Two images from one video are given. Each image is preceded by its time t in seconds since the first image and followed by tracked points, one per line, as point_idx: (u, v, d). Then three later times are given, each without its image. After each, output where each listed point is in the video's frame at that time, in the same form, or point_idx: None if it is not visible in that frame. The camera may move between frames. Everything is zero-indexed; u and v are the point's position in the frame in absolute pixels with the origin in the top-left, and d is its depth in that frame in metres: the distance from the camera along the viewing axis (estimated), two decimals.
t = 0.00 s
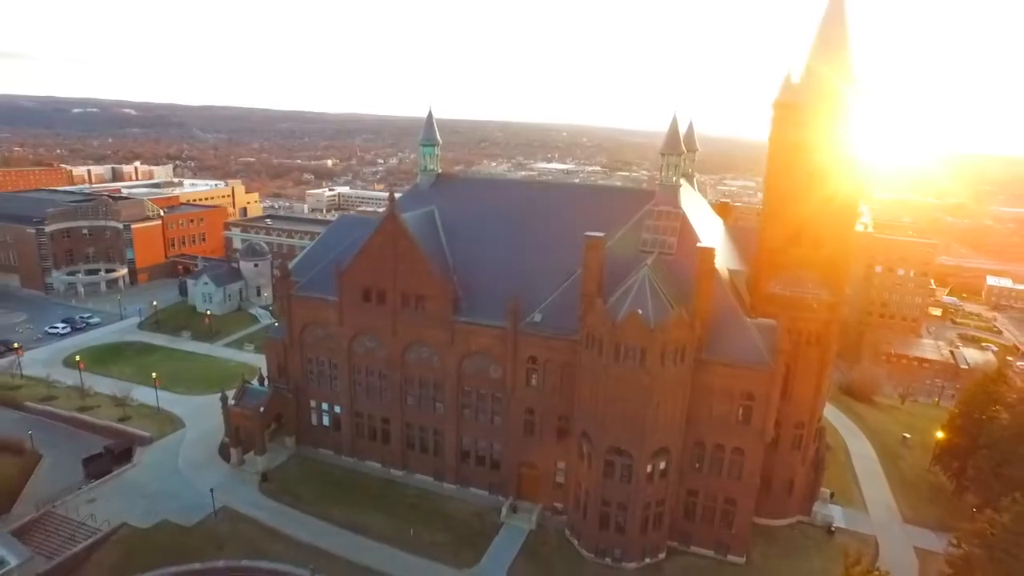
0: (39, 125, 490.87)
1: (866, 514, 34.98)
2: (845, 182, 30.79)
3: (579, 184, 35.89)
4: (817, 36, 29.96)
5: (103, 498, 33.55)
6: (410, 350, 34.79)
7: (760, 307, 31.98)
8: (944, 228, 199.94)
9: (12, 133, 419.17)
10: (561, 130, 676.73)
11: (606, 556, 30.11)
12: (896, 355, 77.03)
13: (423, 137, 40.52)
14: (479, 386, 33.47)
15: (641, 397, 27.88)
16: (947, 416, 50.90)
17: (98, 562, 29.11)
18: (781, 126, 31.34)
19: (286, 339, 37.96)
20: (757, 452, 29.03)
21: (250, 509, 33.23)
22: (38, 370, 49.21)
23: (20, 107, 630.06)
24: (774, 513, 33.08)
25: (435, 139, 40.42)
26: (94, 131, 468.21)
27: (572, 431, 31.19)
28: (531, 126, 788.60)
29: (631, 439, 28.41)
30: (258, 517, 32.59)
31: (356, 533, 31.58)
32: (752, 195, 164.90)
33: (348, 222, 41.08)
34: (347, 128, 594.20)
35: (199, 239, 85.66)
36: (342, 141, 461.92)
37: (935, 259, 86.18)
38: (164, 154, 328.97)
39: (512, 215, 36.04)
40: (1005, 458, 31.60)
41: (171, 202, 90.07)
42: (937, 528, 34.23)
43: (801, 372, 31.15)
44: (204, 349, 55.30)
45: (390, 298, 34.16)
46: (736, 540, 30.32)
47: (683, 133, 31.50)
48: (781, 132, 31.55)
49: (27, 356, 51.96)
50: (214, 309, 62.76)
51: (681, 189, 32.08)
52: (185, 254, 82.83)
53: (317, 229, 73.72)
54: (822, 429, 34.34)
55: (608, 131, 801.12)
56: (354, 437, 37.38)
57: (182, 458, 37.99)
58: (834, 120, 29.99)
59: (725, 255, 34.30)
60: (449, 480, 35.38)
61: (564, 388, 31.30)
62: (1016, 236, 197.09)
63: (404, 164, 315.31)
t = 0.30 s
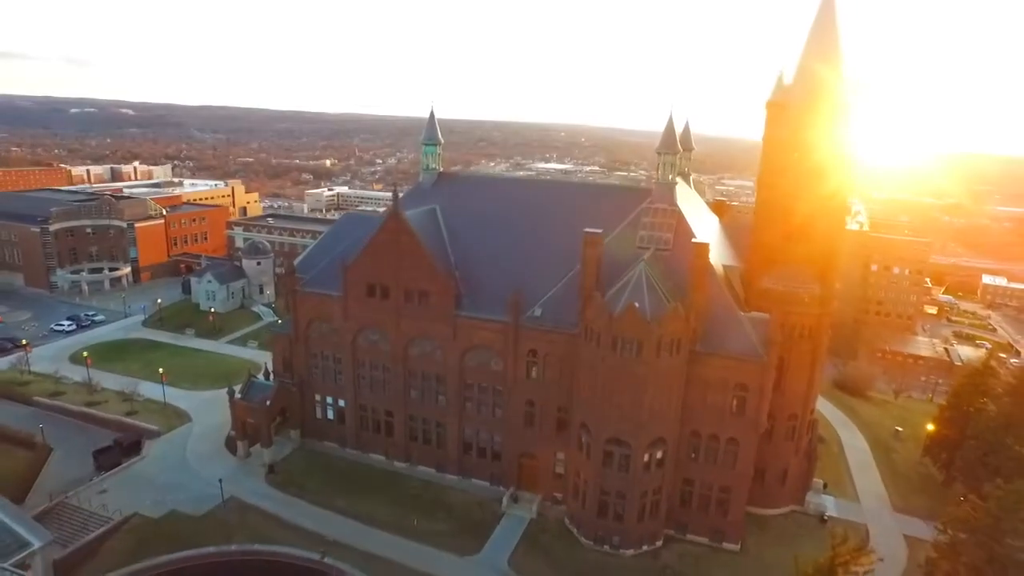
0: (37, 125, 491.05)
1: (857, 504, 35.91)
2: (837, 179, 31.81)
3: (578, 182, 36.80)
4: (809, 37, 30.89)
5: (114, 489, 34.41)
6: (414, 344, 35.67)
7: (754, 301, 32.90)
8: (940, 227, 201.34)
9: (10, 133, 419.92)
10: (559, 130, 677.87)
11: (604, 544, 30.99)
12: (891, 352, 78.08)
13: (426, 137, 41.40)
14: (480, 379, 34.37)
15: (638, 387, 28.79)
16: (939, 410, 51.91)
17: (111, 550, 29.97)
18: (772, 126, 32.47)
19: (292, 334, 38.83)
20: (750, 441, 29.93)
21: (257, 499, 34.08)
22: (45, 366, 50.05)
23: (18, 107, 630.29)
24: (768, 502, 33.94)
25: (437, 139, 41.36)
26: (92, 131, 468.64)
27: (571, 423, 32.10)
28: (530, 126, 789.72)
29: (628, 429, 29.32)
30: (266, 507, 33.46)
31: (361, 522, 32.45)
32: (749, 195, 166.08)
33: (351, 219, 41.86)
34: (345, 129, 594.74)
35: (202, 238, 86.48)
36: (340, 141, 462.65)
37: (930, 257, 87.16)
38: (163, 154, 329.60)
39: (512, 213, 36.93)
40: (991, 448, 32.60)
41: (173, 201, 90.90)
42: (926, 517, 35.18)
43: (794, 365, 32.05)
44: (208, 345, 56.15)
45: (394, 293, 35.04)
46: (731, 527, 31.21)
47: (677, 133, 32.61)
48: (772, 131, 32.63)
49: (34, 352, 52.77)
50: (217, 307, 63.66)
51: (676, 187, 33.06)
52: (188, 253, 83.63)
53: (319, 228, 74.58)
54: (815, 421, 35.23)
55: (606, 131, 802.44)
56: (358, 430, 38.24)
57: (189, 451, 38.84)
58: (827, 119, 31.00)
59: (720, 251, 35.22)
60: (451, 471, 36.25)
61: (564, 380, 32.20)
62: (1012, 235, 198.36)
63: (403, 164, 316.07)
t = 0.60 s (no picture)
0: (35, 125, 491.41)
1: (849, 493, 36.98)
2: (829, 177, 32.88)
3: (577, 181, 37.78)
4: (800, 41, 32.18)
5: (126, 480, 35.42)
6: (417, 338, 36.64)
7: (747, 296, 33.90)
8: (936, 227, 202.80)
9: (8, 133, 420.57)
10: (557, 130, 679.05)
11: (603, 531, 32.03)
12: (885, 349, 79.19)
13: (428, 137, 42.37)
14: (482, 372, 35.36)
15: (635, 379, 29.82)
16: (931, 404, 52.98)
17: (124, 537, 30.90)
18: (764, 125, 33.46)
19: (297, 329, 39.80)
20: (743, 431, 30.97)
21: (264, 489, 35.06)
22: (54, 361, 50.98)
23: (14, 108, 629.95)
24: (761, 492, 34.93)
25: (439, 139, 42.31)
26: (91, 131, 469.10)
27: (570, 414, 33.09)
28: (528, 126, 790.78)
29: (625, 419, 30.35)
30: (273, 496, 34.42)
31: (367, 510, 33.49)
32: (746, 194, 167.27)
33: (354, 217, 42.72)
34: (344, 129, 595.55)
35: (204, 237, 87.35)
36: (339, 141, 463.27)
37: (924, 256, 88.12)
38: (161, 154, 330.28)
39: (513, 210, 37.90)
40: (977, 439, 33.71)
41: (176, 201, 91.79)
42: (915, 505, 36.28)
43: (786, 357, 33.09)
44: (213, 342, 57.08)
45: (398, 289, 36.03)
46: (725, 515, 32.20)
47: (674, 132, 33.22)
48: (764, 131, 33.65)
49: (42, 349, 53.75)
50: (221, 305, 64.56)
51: (672, 185, 33.92)
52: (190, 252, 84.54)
53: (321, 227, 75.50)
54: (807, 412, 36.27)
55: (604, 131, 803.77)
56: (362, 423, 39.20)
57: (198, 443, 39.80)
58: (818, 118, 32.03)
59: (715, 248, 36.23)
60: (453, 462, 37.21)
61: (563, 372, 33.20)
62: (1008, 235, 199.79)
63: (402, 164, 316.94)
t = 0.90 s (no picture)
0: (34, 125, 491.99)
1: (840, 482, 38.17)
2: (818, 176, 34.07)
3: (576, 180, 38.98)
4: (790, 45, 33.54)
5: (140, 470, 36.56)
6: (421, 332, 37.80)
7: (741, 291, 35.10)
8: (933, 227, 204.14)
9: (7, 133, 421.30)
10: (556, 130, 680.20)
11: (601, 517, 33.16)
12: (881, 346, 80.37)
13: (431, 137, 43.61)
14: (484, 365, 36.53)
15: (632, 369, 31.01)
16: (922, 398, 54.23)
17: (140, 523, 32.03)
18: (756, 126, 34.62)
19: (305, 324, 40.95)
20: (736, 420, 32.18)
21: (274, 479, 36.19)
22: (64, 357, 52.11)
23: (13, 108, 630.31)
24: (755, 480, 36.08)
25: (442, 139, 43.56)
26: (90, 132, 470.09)
27: (569, 404, 34.26)
28: (527, 126, 791.88)
29: (623, 408, 31.51)
30: (282, 485, 35.55)
31: (373, 498, 34.64)
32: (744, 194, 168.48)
33: (359, 215, 43.93)
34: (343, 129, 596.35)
35: (208, 236, 88.44)
36: (338, 142, 464.17)
37: (920, 254, 89.34)
38: (161, 154, 330.97)
39: (514, 208, 39.08)
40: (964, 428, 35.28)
41: (180, 200, 92.93)
42: (904, 494, 37.47)
43: (778, 349, 34.28)
44: (220, 338, 58.22)
45: (402, 284, 37.20)
46: (720, 502, 33.36)
47: (670, 133, 34.42)
48: (757, 131, 34.79)
49: (53, 345, 54.92)
50: (226, 302, 65.67)
51: (668, 183, 35.10)
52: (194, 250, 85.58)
53: (324, 226, 76.67)
54: (799, 404, 37.44)
55: (603, 131, 804.94)
56: (368, 415, 40.31)
57: (208, 435, 40.93)
58: (809, 119, 33.17)
59: (710, 244, 37.39)
60: (457, 452, 38.34)
61: (563, 365, 34.37)
62: (1005, 234, 201.01)
63: (401, 164, 317.85)
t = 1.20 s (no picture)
0: (35, 125, 493.22)
1: (831, 472, 39.44)
2: (808, 174, 35.35)
3: (575, 179, 40.26)
4: (782, 51, 34.83)
5: (154, 459, 37.86)
6: (425, 326, 39.00)
7: (734, 285, 36.37)
8: (931, 226, 205.41)
9: (7, 133, 422.36)
10: (556, 130, 680.94)
11: (600, 503, 34.40)
12: (876, 343, 81.63)
13: (435, 137, 44.92)
14: (487, 357, 37.77)
15: (629, 360, 32.23)
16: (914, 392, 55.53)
17: (155, 509, 33.29)
18: (749, 126, 35.91)
19: (313, 319, 42.17)
20: (730, 409, 33.45)
21: (283, 467, 37.44)
22: (76, 352, 53.41)
23: (12, 108, 631.26)
24: (748, 469, 37.30)
25: (445, 139, 44.88)
26: (90, 131, 471.19)
27: (569, 395, 35.49)
28: (526, 126, 793.11)
29: (621, 397, 32.75)
30: (292, 474, 36.82)
31: (380, 486, 35.88)
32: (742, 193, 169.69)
33: (365, 213, 45.21)
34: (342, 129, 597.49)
35: (213, 235, 89.63)
36: (338, 142, 465.42)
37: (915, 252, 90.54)
38: (161, 154, 332.07)
39: (516, 206, 40.33)
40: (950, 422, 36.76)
41: (184, 200, 94.19)
42: (894, 482, 38.75)
43: (770, 342, 35.53)
44: (227, 334, 59.45)
45: (408, 280, 38.44)
46: (714, 489, 34.61)
47: (666, 133, 35.68)
48: (749, 131, 36.08)
49: (64, 340, 56.24)
50: (232, 299, 66.94)
51: (664, 182, 36.35)
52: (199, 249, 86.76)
53: (328, 225, 77.92)
54: (791, 395, 38.68)
55: (603, 131, 806.32)
56: (374, 407, 41.55)
57: (218, 426, 42.23)
58: (801, 120, 34.38)
59: (705, 241, 38.66)
60: (460, 443, 39.57)
61: (563, 357, 35.61)
62: (1003, 233, 202.24)
63: (401, 164, 319.00)
